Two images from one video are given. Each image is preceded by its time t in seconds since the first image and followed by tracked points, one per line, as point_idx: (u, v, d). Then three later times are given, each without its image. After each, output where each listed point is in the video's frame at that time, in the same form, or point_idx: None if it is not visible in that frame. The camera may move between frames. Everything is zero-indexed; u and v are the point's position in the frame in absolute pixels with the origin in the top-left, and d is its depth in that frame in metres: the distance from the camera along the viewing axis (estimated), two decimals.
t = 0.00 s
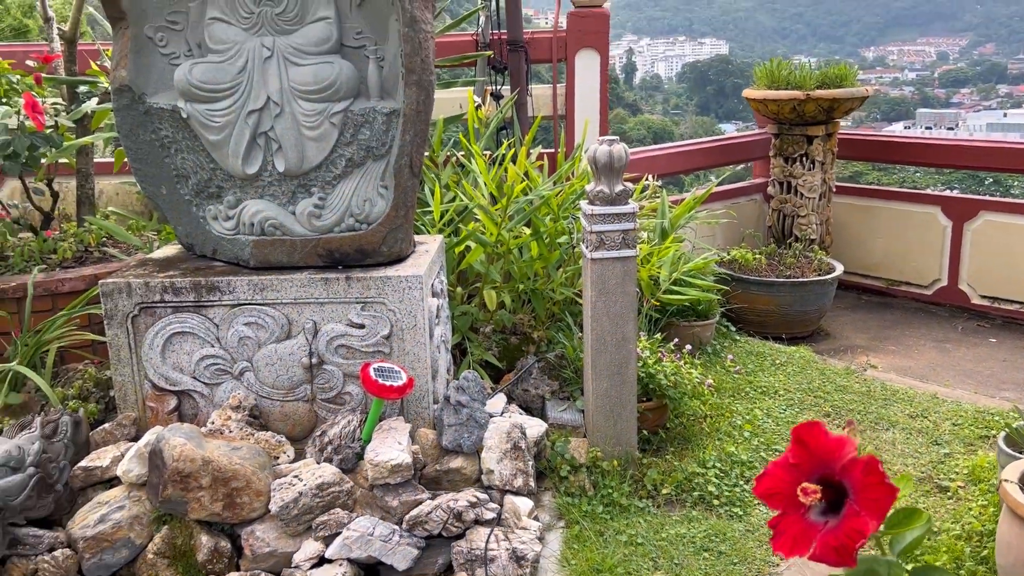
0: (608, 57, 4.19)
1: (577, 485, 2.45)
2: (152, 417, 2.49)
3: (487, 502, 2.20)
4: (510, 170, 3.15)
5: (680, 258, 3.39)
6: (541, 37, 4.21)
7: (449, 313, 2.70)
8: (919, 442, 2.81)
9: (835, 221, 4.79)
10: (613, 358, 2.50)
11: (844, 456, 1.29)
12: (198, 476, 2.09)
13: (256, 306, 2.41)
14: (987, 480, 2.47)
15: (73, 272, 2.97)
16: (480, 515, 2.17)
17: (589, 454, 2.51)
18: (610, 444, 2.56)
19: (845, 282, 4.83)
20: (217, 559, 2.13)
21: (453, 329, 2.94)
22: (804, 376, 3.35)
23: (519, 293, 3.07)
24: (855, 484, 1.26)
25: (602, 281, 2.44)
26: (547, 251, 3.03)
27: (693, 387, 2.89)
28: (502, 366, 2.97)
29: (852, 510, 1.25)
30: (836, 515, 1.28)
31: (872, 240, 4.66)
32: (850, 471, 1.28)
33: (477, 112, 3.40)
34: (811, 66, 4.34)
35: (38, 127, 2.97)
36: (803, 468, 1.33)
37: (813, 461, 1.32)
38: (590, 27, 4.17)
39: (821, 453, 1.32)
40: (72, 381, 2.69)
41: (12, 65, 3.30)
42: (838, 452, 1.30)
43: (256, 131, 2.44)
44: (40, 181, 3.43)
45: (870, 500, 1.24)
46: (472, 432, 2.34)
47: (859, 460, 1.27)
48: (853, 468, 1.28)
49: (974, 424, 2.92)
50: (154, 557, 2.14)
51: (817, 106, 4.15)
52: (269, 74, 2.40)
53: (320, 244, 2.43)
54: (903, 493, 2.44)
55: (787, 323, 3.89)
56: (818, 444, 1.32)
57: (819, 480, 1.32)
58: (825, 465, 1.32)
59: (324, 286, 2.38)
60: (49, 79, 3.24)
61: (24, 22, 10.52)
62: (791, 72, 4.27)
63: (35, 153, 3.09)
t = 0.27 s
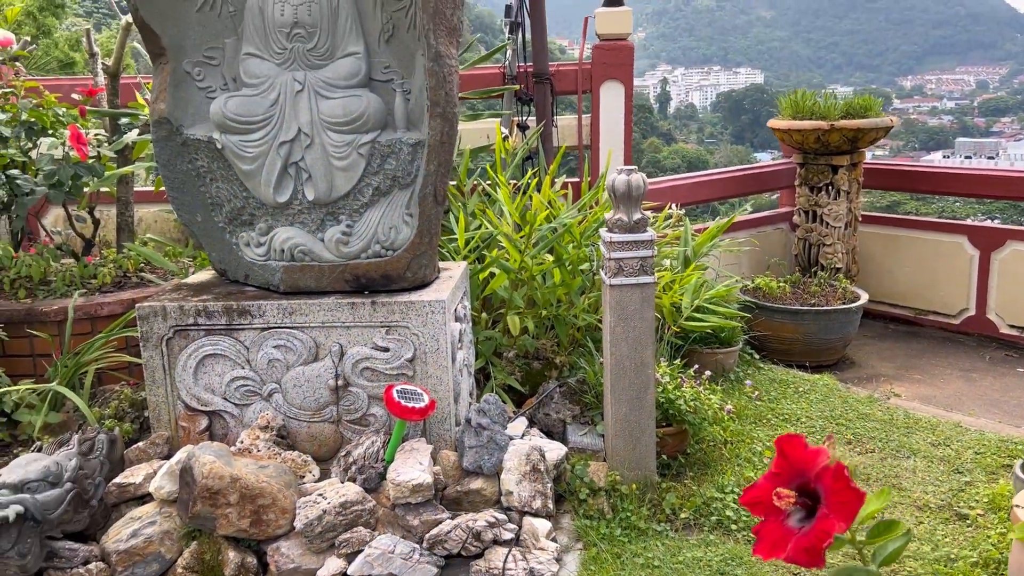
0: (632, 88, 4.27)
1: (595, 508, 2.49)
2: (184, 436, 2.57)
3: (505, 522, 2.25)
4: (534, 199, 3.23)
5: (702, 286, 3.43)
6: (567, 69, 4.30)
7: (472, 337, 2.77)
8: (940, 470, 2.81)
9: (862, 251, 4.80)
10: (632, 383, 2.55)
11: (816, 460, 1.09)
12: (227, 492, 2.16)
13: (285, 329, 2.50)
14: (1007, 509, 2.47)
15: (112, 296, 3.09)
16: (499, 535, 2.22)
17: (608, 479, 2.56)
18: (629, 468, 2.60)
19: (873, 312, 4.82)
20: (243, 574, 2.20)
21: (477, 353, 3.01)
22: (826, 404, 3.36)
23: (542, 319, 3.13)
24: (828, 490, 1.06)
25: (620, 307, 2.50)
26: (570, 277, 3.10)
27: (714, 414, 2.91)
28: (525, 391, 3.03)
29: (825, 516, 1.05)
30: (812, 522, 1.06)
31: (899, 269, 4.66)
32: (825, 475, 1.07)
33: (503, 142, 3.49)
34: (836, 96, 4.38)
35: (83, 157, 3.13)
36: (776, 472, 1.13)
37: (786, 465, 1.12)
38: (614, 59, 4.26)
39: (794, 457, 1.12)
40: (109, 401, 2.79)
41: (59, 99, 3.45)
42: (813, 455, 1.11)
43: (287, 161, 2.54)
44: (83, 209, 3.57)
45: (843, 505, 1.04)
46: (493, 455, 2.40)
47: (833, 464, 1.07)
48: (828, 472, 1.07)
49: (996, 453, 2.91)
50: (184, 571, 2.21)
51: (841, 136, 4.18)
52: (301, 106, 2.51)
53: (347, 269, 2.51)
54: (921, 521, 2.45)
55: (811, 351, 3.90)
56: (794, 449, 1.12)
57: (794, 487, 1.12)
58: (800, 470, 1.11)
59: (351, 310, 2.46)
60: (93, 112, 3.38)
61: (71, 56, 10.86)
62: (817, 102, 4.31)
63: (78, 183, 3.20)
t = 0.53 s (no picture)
0: (648, 115, 4.36)
1: (605, 525, 2.54)
2: (208, 452, 2.67)
3: (515, 537, 2.32)
4: (549, 224, 3.32)
5: (714, 309, 3.49)
6: (583, 97, 4.40)
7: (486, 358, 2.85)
8: (949, 491, 2.84)
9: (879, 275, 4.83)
10: (641, 403, 2.61)
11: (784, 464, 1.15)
12: (247, 505, 2.25)
13: (306, 349, 2.59)
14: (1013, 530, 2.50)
15: (142, 317, 3.21)
16: (509, 549, 2.29)
17: (617, 497, 2.62)
18: (639, 487, 2.66)
19: (891, 336, 4.83)
20: None
21: (493, 374, 3.08)
22: (839, 426, 3.39)
23: (557, 341, 3.20)
24: (794, 490, 1.11)
25: (629, 328, 2.57)
26: (583, 299, 3.18)
27: (724, 434, 2.96)
28: (539, 411, 3.10)
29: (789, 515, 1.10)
30: (779, 522, 1.11)
31: (916, 294, 4.69)
32: (793, 477, 1.12)
33: (519, 169, 3.59)
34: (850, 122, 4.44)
35: (116, 183, 3.29)
36: (748, 478, 1.18)
37: (758, 471, 1.18)
38: (630, 87, 4.35)
39: (766, 463, 1.17)
40: (137, 418, 2.90)
41: (94, 129, 3.60)
42: (784, 462, 1.16)
43: (309, 188, 2.64)
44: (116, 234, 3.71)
45: (805, 504, 1.09)
46: (504, 471, 2.47)
47: (800, 468, 1.13)
48: (795, 475, 1.13)
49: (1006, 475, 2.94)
50: None
51: (856, 161, 4.23)
52: (323, 136, 2.62)
53: (366, 292, 2.61)
54: (928, 540, 2.49)
55: (826, 374, 3.93)
56: (766, 456, 1.18)
57: (765, 492, 1.17)
58: (771, 476, 1.17)
59: (368, 330, 2.56)
60: (126, 141, 3.52)
61: (108, 85, 11.15)
62: (832, 128, 4.36)
63: (111, 209, 3.34)
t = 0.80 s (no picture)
0: (656, 140, 4.43)
1: (609, 543, 2.59)
2: (222, 468, 2.74)
3: (519, 552, 2.35)
4: (558, 246, 3.39)
5: (721, 330, 3.55)
6: (592, 123, 4.48)
7: (494, 378, 2.92)
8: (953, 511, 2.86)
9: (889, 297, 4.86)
10: (645, 422, 2.66)
11: (756, 477, 1.22)
12: (259, 520, 2.32)
13: (317, 369, 2.67)
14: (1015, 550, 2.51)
15: (161, 338, 3.30)
16: (512, 565, 2.30)
17: (621, 515, 2.67)
18: (643, 505, 2.69)
19: (902, 357, 4.85)
20: None
21: (501, 394, 3.15)
22: (845, 447, 3.42)
23: (565, 361, 3.26)
24: (763, 501, 1.18)
25: (633, 348, 2.63)
26: (590, 320, 3.24)
27: (729, 454, 3.00)
28: (547, 430, 3.15)
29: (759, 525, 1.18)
30: (750, 531, 1.18)
31: (927, 316, 4.71)
32: (762, 489, 1.19)
33: (529, 193, 3.66)
34: (858, 146, 4.49)
35: (136, 208, 3.40)
36: (721, 489, 1.25)
37: (731, 483, 1.25)
38: (639, 112, 4.43)
39: (739, 476, 1.24)
40: (155, 436, 2.98)
41: (117, 155, 3.71)
42: (755, 474, 1.23)
43: (321, 212, 2.73)
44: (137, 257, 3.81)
45: (773, 515, 1.16)
46: (510, 489, 2.53)
47: (769, 481, 1.20)
48: (764, 487, 1.19)
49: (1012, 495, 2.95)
50: None
51: (863, 185, 4.28)
52: (335, 162, 2.71)
53: (376, 313, 2.68)
54: (930, 559, 2.52)
55: (834, 395, 3.96)
56: (738, 468, 1.24)
57: (737, 503, 1.24)
58: (742, 488, 1.24)
59: (378, 350, 2.63)
60: (147, 167, 3.63)
61: (133, 110, 11.37)
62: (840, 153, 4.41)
63: (132, 233, 3.44)
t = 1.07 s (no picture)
0: (663, 160, 4.47)
1: (613, 558, 2.61)
2: (232, 483, 2.79)
3: (523, 567, 2.38)
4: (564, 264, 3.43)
5: (727, 347, 3.57)
6: (600, 143, 4.53)
7: (500, 394, 2.95)
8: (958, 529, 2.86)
9: (897, 316, 4.87)
10: (649, 438, 2.69)
11: (744, 486, 1.24)
12: (268, 533, 2.36)
13: (326, 385, 2.71)
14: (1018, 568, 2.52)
15: (174, 354, 3.35)
16: None
17: (625, 529, 2.69)
18: (648, 521, 2.71)
19: (910, 376, 4.86)
20: None
21: (508, 410, 3.18)
22: (850, 464, 3.43)
23: (571, 378, 3.30)
24: (752, 509, 1.21)
25: (636, 365, 2.66)
26: (596, 337, 3.28)
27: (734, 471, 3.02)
28: (553, 447, 3.18)
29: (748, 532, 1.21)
30: (739, 539, 1.22)
31: (934, 334, 4.72)
32: (750, 497, 1.23)
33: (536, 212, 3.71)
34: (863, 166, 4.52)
35: (151, 227, 3.45)
36: (712, 497, 1.28)
37: (722, 492, 1.28)
38: (646, 132, 4.48)
39: (729, 484, 1.28)
40: (167, 451, 3.02)
41: (132, 175, 3.78)
42: (745, 483, 1.26)
43: (331, 231, 2.78)
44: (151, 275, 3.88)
45: (761, 522, 1.19)
46: (515, 504, 2.56)
47: (758, 489, 1.23)
48: (753, 495, 1.23)
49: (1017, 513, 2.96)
50: None
51: (869, 204, 4.31)
52: (344, 182, 2.77)
53: (384, 330, 2.73)
54: None
55: (841, 414, 3.97)
56: (728, 477, 1.28)
57: (727, 510, 1.27)
58: (732, 497, 1.27)
59: (385, 367, 2.67)
60: (162, 186, 3.71)
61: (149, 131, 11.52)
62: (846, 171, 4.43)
63: (146, 251, 3.51)
